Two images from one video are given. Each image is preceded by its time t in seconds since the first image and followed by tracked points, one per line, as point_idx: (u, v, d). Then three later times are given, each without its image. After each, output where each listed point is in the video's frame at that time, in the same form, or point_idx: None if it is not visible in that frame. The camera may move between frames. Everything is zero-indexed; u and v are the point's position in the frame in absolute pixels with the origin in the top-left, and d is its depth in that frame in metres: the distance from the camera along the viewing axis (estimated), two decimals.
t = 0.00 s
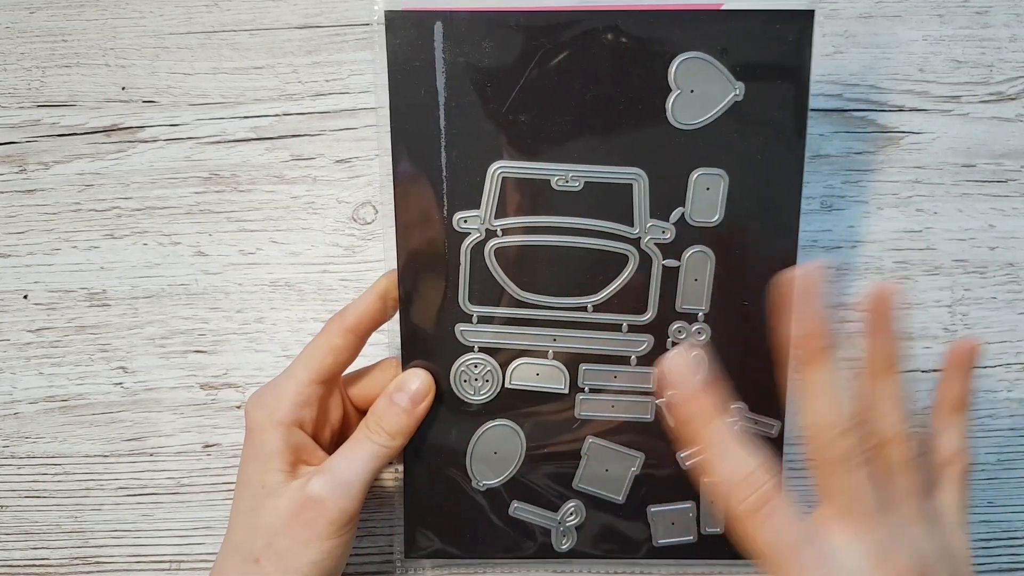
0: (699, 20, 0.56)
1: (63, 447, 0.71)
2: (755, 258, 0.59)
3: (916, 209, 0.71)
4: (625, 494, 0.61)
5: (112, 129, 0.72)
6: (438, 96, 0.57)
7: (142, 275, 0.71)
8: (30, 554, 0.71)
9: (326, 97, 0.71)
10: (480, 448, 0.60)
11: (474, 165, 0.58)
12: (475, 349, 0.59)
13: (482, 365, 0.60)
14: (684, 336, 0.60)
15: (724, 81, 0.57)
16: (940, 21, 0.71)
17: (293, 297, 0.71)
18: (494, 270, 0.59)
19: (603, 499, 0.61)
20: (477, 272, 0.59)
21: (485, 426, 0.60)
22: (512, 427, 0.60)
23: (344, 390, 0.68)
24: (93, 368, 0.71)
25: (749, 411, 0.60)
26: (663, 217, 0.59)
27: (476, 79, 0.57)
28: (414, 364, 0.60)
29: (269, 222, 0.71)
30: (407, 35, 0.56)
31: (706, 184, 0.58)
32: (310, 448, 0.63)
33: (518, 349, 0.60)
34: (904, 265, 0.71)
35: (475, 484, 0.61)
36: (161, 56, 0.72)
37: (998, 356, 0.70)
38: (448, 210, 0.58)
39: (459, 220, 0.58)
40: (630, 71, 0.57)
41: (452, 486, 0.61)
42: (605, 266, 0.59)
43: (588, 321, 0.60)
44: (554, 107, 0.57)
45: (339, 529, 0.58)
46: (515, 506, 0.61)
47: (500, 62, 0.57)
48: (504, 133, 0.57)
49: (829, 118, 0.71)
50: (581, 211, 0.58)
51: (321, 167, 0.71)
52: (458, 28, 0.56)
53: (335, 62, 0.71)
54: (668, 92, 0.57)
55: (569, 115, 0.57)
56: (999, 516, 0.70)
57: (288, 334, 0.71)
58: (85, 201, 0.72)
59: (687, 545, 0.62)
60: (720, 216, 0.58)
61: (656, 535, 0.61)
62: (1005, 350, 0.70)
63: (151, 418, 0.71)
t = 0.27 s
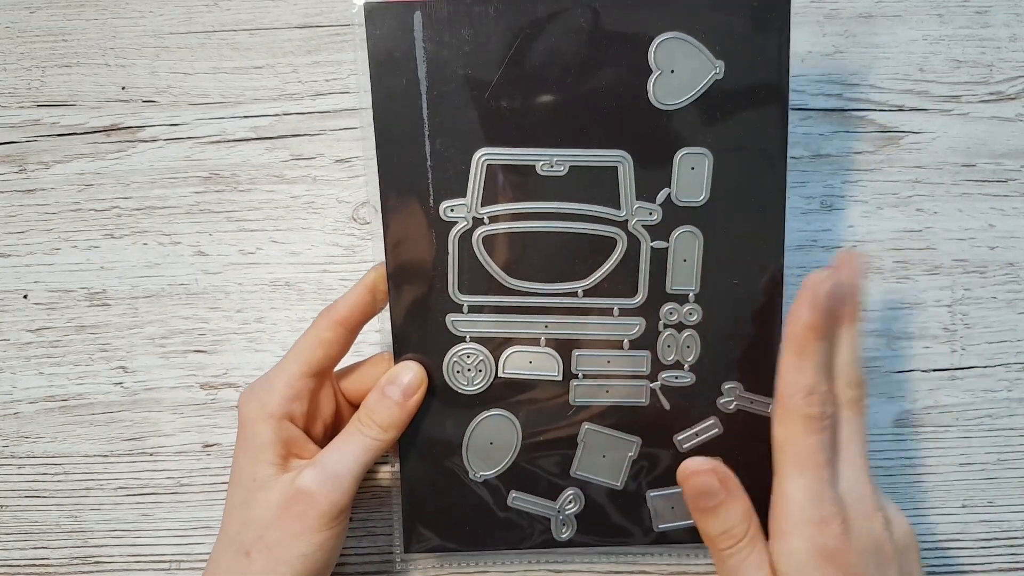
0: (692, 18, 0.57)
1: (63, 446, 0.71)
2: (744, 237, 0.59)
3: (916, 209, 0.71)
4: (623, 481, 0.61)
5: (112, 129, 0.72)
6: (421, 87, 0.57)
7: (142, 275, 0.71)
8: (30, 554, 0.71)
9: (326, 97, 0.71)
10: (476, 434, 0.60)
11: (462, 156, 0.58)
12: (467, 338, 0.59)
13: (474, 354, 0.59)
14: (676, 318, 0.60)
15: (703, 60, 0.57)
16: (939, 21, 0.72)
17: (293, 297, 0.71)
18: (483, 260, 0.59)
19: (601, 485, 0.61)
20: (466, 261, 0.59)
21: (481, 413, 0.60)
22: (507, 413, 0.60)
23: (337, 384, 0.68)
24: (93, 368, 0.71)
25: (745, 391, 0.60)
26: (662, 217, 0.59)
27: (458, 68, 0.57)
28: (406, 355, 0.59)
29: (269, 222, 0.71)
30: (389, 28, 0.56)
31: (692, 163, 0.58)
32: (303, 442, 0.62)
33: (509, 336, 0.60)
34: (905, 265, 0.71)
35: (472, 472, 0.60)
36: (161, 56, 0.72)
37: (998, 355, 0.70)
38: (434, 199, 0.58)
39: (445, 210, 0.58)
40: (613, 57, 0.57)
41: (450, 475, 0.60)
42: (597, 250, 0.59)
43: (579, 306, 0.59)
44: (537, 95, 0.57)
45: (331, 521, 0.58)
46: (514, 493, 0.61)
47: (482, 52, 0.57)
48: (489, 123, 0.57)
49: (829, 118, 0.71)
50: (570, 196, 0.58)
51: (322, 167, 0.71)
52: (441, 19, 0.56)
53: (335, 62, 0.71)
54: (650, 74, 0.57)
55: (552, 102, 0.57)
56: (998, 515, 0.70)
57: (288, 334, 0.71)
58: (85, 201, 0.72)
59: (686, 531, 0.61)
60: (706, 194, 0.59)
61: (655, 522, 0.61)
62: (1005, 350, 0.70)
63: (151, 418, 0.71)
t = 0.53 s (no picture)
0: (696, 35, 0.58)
1: (63, 446, 0.71)
2: (746, 260, 0.59)
3: (916, 209, 0.71)
4: (622, 502, 0.59)
5: (112, 129, 0.72)
6: (435, 100, 0.57)
7: (142, 275, 0.71)
8: (30, 554, 0.71)
9: (326, 97, 0.71)
10: (475, 452, 0.59)
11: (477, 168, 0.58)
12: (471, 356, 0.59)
13: (478, 369, 0.59)
14: (679, 338, 0.59)
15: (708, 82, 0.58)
16: (939, 21, 0.72)
17: (293, 297, 0.71)
18: (490, 273, 0.58)
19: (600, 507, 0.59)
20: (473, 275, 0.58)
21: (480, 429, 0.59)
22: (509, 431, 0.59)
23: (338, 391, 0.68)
24: (93, 368, 0.71)
25: (747, 414, 0.59)
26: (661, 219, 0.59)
27: (472, 83, 0.57)
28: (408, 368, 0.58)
29: (269, 222, 0.71)
30: (403, 43, 0.57)
31: (697, 184, 0.59)
32: (299, 447, 0.62)
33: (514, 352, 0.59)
34: (904, 265, 0.71)
35: (469, 491, 0.59)
36: (161, 56, 0.72)
37: (998, 355, 0.70)
38: (446, 209, 0.58)
39: (456, 220, 0.58)
40: (622, 74, 0.58)
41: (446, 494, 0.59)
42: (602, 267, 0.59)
43: (584, 322, 0.59)
44: (551, 109, 0.58)
45: (319, 531, 0.58)
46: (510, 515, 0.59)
47: (496, 67, 0.57)
48: (502, 135, 0.58)
49: (829, 118, 0.71)
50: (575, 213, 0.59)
51: (321, 167, 0.71)
52: (455, 34, 0.57)
53: (335, 62, 0.71)
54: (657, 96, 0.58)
55: (565, 117, 0.58)
56: (999, 516, 0.70)
57: (288, 334, 0.71)
58: (85, 201, 0.72)
59: (687, 556, 0.59)
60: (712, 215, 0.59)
61: (655, 545, 0.59)
62: (1005, 350, 0.70)
63: (151, 418, 0.71)
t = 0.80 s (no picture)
0: (705, 49, 0.58)
1: (63, 446, 0.71)
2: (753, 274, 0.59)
3: (916, 209, 0.71)
4: (624, 515, 0.59)
5: (112, 129, 0.72)
6: (440, 107, 0.58)
7: (142, 275, 0.71)
8: (30, 554, 0.71)
9: (326, 97, 0.71)
10: (476, 463, 0.59)
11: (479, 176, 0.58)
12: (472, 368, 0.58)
13: (478, 380, 0.59)
14: (684, 351, 0.59)
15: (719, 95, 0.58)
16: (939, 21, 0.72)
17: (293, 297, 0.71)
18: (494, 284, 0.59)
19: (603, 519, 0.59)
20: (477, 287, 0.59)
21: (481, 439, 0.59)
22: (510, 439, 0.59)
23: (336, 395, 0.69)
24: (93, 368, 0.71)
25: (753, 428, 0.59)
26: (662, 221, 0.59)
27: (477, 91, 0.58)
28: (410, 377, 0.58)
29: (269, 222, 0.71)
30: (410, 52, 0.58)
31: (704, 196, 0.59)
32: (292, 450, 0.62)
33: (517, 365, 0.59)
34: (905, 265, 0.71)
35: (472, 503, 0.59)
36: (160, 56, 0.72)
37: (998, 355, 0.70)
38: (449, 217, 0.58)
39: (457, 229, 0.58)
40: (625, 86, 0.58)
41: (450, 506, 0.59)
42: (603, 279, 0.59)
43: (589, 335, 0.59)
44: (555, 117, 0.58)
45: (301, 539, 0.56)
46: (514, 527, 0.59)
47: (500, 75, 0.58)
48: (504, 143, 0.58)
49: (829, 118, 0.71)
50: (579, 223, 0.59)
51: (321, 167, 0.71)
52: (461, 45, 0.58)
53: (335, 62, 0.71)
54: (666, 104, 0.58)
55: (569, 126, 0.58)
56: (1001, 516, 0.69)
57: (288, 333, 0.71)
58: (85, 201, 0.72)
59: (690, 569, 0.59)
60: (719, 228, 0.59)
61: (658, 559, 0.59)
62: (1005, 350, 0.70)
63: (151, 418, 0.71)
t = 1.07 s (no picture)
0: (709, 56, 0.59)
1: (63, 446, 0.71)
2: (746, 281, 0.59)
3: (916, 209, 0.71)
4: (612, 513, 0.59)
5: (112, 129, 0.72)
6: (452, 98, 0.58)
7: (142, 275, 0.71)
8: (29, 554, 0.70)
9: (326, 97, 0.71)
10: (465, 457, 0.58)
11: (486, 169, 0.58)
12: (465, 362, 0.58)
13: (475, 367, 0.58)
14: (676, 351, 0.59)
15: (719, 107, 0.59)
16: (939, 21, 0.72)
17: (292, 297, 0.71)
18: (495, 273, 0.58)
19: (591, 518, 0.59)
20: (475, 282, 0.58)
21: (472, 433, 0.58)
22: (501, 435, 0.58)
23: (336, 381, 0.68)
24: (93, 368, 0.71)
25: (740, 431, 0.59)
26: (661, 222, 0.59)
27: (489, 84, 0.58)
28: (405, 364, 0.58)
29: (269, 222, 0.71)
30: (427, 42, 0.58)
31: (700, 202, 0.59)
32: (288, 430, 0.62)
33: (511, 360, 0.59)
34: (904, 266, 0.71)
35: (460, 495, 0.58)
36: (161, 56, 0.72)
37: (998, 355, 0.70)
38: (456, 209, 0.58)
39: (463, 220, 0.58)
40: (631, 87, 0.58)
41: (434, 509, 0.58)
42: (603, 274, 0.59)
43: (585, 330, 0.59)
44: (562, 115, 0.58)
45: (293, 516, 0.57)
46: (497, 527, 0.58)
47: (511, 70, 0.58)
48: (512, 137, 0.58)
49: (829, 118, 0.71)
50: (580, 219, 0.59)
51: (322, 167, 0.71)
52: (476, 38, 0.58)
53: (335, 62, 0.72)
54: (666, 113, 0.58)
55: (575, 123, 0.58)
56: (1003, 517, 0.69)
57: (288, 333, 0.70)
58: (85, 201, 0.72)
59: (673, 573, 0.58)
60: (713, 233, 0.59)
61: (642, 560, 0.58)
62: (1005, 350, 0.70)
63: (151, 418, 0.71)
